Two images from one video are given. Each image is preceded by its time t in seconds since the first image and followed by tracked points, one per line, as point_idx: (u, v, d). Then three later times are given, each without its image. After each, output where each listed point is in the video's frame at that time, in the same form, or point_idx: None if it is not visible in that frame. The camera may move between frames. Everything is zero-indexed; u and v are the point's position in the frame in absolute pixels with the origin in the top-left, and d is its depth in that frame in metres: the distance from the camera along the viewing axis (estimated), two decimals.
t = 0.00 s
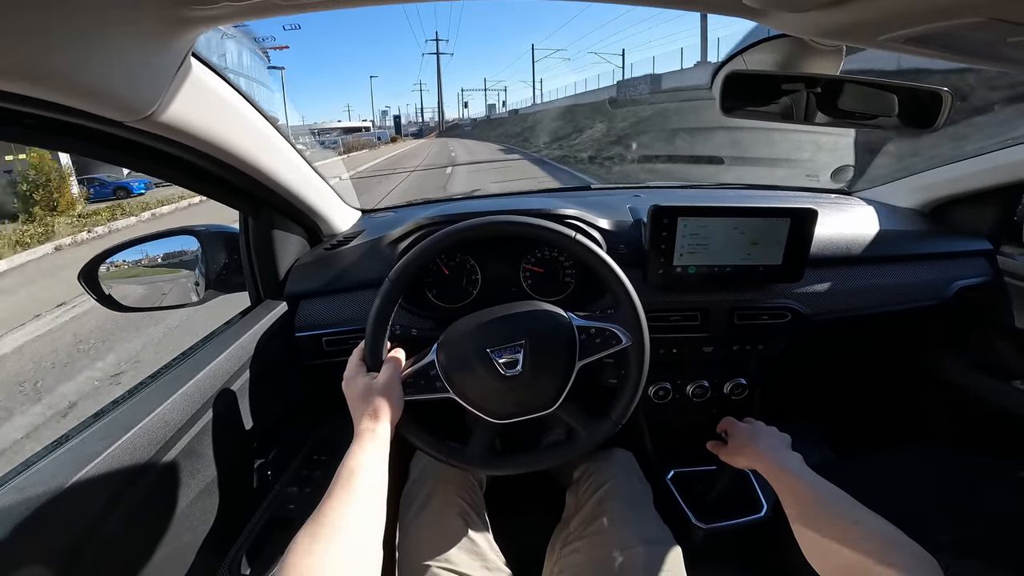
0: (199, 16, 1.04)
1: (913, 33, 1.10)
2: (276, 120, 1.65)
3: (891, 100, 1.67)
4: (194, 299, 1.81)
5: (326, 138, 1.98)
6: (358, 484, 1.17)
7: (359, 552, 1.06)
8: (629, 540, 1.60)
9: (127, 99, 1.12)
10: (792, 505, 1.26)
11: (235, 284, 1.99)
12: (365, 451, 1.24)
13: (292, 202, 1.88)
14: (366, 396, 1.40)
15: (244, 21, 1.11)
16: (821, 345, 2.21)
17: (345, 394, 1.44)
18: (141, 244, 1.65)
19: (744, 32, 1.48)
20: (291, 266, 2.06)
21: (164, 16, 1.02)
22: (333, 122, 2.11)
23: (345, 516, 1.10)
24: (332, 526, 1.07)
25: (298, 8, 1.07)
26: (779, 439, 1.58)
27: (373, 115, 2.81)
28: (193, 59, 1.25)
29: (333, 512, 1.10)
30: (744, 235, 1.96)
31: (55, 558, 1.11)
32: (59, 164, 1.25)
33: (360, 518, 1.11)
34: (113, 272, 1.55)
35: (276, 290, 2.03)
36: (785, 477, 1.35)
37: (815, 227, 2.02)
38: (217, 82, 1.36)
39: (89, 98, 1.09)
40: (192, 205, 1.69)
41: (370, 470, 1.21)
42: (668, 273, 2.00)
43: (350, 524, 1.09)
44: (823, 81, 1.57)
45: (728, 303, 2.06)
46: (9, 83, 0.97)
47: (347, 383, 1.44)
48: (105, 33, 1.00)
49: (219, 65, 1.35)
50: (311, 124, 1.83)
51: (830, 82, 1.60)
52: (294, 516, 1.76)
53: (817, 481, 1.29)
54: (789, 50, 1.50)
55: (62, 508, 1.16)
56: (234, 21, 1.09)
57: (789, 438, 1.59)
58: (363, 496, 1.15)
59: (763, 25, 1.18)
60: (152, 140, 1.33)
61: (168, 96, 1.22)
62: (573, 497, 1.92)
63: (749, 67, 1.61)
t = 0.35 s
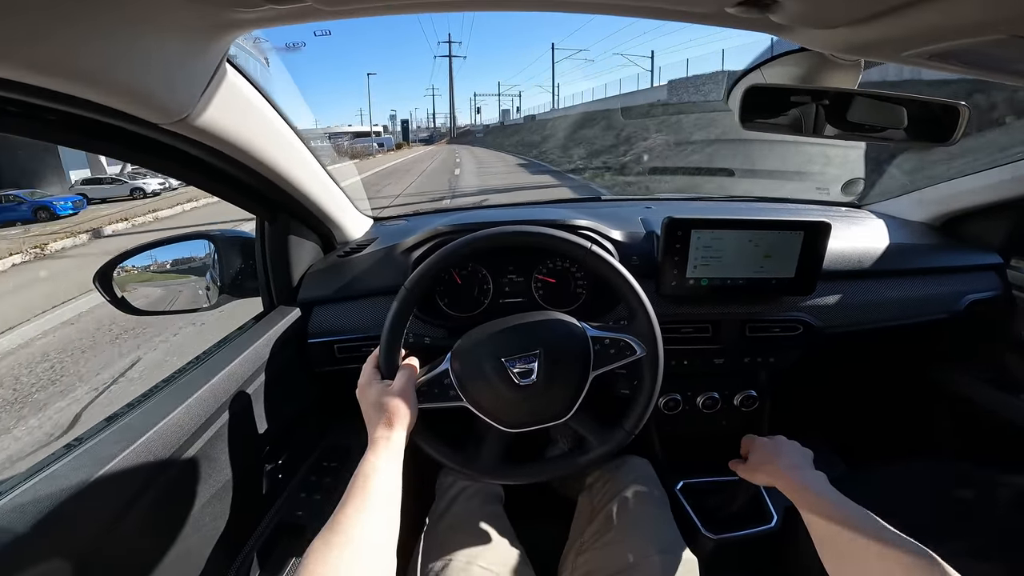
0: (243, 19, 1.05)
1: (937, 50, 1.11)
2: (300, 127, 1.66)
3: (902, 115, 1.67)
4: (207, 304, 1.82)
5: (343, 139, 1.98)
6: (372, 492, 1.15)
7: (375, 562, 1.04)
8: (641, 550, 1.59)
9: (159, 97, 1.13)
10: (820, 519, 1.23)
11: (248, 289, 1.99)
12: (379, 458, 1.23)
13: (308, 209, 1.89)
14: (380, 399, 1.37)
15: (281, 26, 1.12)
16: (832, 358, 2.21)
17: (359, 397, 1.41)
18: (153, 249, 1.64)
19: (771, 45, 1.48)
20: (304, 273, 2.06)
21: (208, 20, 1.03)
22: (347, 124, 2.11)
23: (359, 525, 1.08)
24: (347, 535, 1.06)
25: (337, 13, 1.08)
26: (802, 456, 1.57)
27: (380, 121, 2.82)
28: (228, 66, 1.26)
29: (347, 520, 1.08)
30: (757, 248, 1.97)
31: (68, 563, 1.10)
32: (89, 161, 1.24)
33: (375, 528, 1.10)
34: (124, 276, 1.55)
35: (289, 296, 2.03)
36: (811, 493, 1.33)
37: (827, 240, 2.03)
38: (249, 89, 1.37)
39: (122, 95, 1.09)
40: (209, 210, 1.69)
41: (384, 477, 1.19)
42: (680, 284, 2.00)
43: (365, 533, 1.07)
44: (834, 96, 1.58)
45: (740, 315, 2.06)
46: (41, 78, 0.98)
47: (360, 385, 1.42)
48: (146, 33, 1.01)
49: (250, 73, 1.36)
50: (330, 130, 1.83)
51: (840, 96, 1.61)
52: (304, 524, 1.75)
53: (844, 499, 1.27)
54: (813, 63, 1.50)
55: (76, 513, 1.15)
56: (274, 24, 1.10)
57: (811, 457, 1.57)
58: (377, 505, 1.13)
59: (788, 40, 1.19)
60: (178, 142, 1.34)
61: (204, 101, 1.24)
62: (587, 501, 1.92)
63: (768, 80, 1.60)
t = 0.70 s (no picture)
0: (198, 14, 1.03)
1: (914, 30, 1.09)
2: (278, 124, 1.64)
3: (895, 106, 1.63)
4: (192, 305, 1.81)
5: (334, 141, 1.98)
6: (356, 495, 1.13)
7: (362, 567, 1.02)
8: (633, 547, 1.57)
9: (126, 98, 1.12)
10: None
11: (233, 290, 1.97)
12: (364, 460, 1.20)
13: (291, 208, 1.87)
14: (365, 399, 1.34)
15: (240, 20, 1.10)
16: (827, 350, 2.19)
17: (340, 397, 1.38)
18: (139, 251, 1.62)
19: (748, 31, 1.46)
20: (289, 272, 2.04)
21: (162, 15, 1.01)
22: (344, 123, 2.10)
23: (345, 530, 1.06)
24: (331, 540, 1.03)
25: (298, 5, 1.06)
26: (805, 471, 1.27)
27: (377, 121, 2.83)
28: (193, 60, 1.25)
29: (332, 526, 1.06)
30: (747, 240, 1.95)
31: (49, 560, 1.09)
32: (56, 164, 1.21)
33: (360, 531, 1.08)
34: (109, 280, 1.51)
35: (274, 296, 2.01)
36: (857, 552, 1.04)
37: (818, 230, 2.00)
38: (217, 83, 1.34)
39: (88, 97, 1.08)
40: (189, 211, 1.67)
41: (369, 479, 1.17)
42: (669, 277, 1.98)
43: (350, 537, 1.05)
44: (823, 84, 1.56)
45: (730, 308, 2.04)
46: (10, 82, 0.97)
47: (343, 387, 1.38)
48: (95, 31, 0.99)
49: (221, 69, 1.35)
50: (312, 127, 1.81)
51: (830, 84, 1.59)
52: (292, 524, 1.74)
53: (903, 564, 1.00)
54: (792, 48, 1.48)
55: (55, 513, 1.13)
56: (233, 18, 1.08)
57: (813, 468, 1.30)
58: (363, 507, 1.11)
59: (764, 22, 1.17)
60: (149, 141, 1.32)
61: (167, 98, 1.22)
62: (578, 499, 1.89)
63: (748, 67, 1.59)
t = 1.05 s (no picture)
0: (162, 38, 1.08)
1: (862, 28, 1.12)
2: (262, 135, 1.70)
3: (877, 102, 1.72)
4: (185, 311, 1.87)
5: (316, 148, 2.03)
6: (341, 491, 1.12)
7: (345, 563, 1.01)
8: (614, 540, 1.59)
9: (103, 118, 1.17)
10: None
11: (224, 297, 2.02)
12: (350, 458, 1.19)
13: (277, 215, 1.91)
14: (351, 398, 1.35)
15: (207, 41, 1.15)
16: (812, 344, 2.21)
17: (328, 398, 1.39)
18: (131, 259, 1.68)
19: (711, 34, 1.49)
20: (279, 279, 2.09)
21: (130, 40, 1.07)
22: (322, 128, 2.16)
23: (328, 526, 1.04)
24: (314, 535, 1.02)
25: (261, 28, 1.11)
26: (769, 481, 1.21)
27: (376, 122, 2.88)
28: (165, 75, 1.29)
29: (315, 522, 1.05)
30: (726, 238, 1.97)
31: (49, 548, 1.15)
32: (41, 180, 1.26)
33: (344, 528, 1.06)
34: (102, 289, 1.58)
35: (265, 301, 2.07)
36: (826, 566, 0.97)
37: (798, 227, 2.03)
38: (193, 98, 1.40)
39: (64, 120, 1.13)
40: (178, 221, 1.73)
41: (354, 476, 1.16)
42: (651, 276, 2.01)
43: (334, 532, 1.04)
44: (796, 81, 1.61)
45: (713, 305, 2.06)
46: None
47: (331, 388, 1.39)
48: (68, 55, 1.05)
49: (198, 84, 1.40)
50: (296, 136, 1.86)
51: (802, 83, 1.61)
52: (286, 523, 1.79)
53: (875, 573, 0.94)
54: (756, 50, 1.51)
55: (54, 508, 1.19)
56: (199, 41, 1.13)
57: (778, 475, 1.23)
58: (347, 504, 1.10)
59: (719, 25, 1.20)
60: (129, 157, 1.37)
61: (145, 119, 1.28)
62: (566, 497, 1.91)
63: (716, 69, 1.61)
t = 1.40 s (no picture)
0: (142, 50, 1.09)
1: (840, 28, 1.13)
2: (250, 144, 1.70)
3: (866, 103, 1.72)
4: (178, 318, 1.86)
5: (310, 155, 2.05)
6: (340, 493, 1.11)
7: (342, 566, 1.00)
8: (608, 542, 1.57)
9: (85, 131, 1.18)
10: None
11: (216, 305, 2.02)
12: (349, 461, 1.18)
13: (267, 223, 1.92)
14: (351, 401, 1.33)
15: (188, 53, 1.16)
16: (804, 346, 2.21)
17: (324, 402, 1.36)
18: (118, 269, 1.67)
19: (694, 38, 1.49)
20: (271, 286, 2.10)
21: (111, 52, 1.07)
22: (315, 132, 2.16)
23: (327, 527, 1.03)
24: (314, 536, 1.01)
25: (241, 39, 1.11)
26: (763, 483, 1.18)
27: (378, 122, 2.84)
28: (146, 85, 1.30)
29: (314, 523, 1.03)
30: (717, 239, 1.98)
31: (43, 552, 1.15)
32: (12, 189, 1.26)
33: (343, 530, 1.05)
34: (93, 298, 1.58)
35: (256, 308, 2.08)
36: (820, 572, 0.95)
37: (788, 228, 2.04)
38: (176, 108, 1.40)
39: (47, 132, 1.14)
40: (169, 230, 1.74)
41: (353, 479, 1.15)
42: (642, 279, 2.00)
43: (332, 534, 1.03)
44: (779, 83, 1.63)
45: (704, 307, 2.06)
46: None
47: (329, 390, 1.37)
48: (49, 69, 1.06)
49: (183, 94, 1.40)
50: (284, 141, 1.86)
51: (788, 83, 1.63)
52: (280, 530, 1.79)
53: None
54: (739, 52, 1.51)
55: (52, 509, 1.20)
56: (180, 52, 1.14)
57: (772, 477, 1.20)
58: (346, 506, 1.09)
59: (698, 28, 1.21)
60: (114, 167, 1.37)
61: (128, 132, 1.29)
62: (559, 500, 1.90)
63: (701, 71, 1.62)
